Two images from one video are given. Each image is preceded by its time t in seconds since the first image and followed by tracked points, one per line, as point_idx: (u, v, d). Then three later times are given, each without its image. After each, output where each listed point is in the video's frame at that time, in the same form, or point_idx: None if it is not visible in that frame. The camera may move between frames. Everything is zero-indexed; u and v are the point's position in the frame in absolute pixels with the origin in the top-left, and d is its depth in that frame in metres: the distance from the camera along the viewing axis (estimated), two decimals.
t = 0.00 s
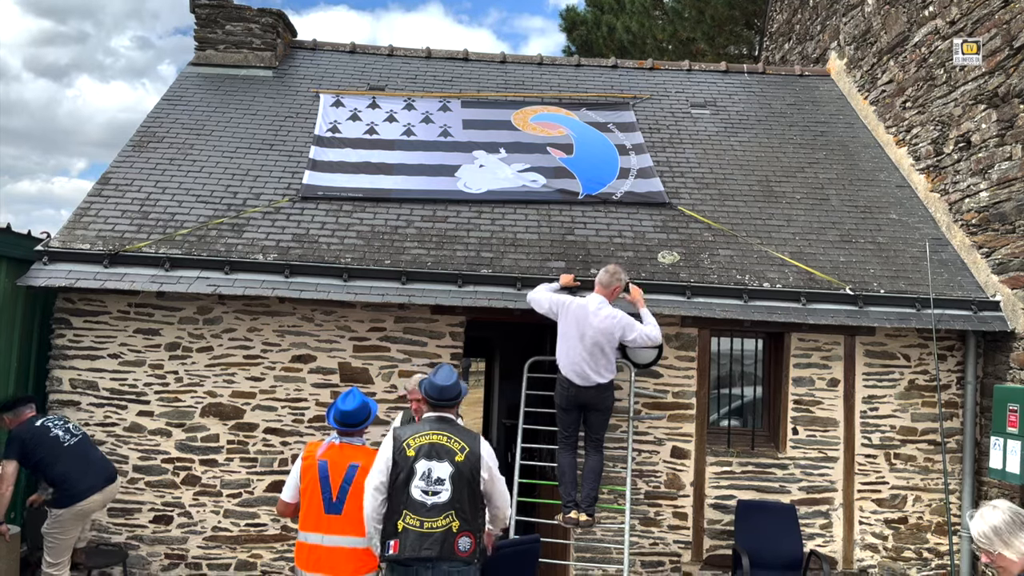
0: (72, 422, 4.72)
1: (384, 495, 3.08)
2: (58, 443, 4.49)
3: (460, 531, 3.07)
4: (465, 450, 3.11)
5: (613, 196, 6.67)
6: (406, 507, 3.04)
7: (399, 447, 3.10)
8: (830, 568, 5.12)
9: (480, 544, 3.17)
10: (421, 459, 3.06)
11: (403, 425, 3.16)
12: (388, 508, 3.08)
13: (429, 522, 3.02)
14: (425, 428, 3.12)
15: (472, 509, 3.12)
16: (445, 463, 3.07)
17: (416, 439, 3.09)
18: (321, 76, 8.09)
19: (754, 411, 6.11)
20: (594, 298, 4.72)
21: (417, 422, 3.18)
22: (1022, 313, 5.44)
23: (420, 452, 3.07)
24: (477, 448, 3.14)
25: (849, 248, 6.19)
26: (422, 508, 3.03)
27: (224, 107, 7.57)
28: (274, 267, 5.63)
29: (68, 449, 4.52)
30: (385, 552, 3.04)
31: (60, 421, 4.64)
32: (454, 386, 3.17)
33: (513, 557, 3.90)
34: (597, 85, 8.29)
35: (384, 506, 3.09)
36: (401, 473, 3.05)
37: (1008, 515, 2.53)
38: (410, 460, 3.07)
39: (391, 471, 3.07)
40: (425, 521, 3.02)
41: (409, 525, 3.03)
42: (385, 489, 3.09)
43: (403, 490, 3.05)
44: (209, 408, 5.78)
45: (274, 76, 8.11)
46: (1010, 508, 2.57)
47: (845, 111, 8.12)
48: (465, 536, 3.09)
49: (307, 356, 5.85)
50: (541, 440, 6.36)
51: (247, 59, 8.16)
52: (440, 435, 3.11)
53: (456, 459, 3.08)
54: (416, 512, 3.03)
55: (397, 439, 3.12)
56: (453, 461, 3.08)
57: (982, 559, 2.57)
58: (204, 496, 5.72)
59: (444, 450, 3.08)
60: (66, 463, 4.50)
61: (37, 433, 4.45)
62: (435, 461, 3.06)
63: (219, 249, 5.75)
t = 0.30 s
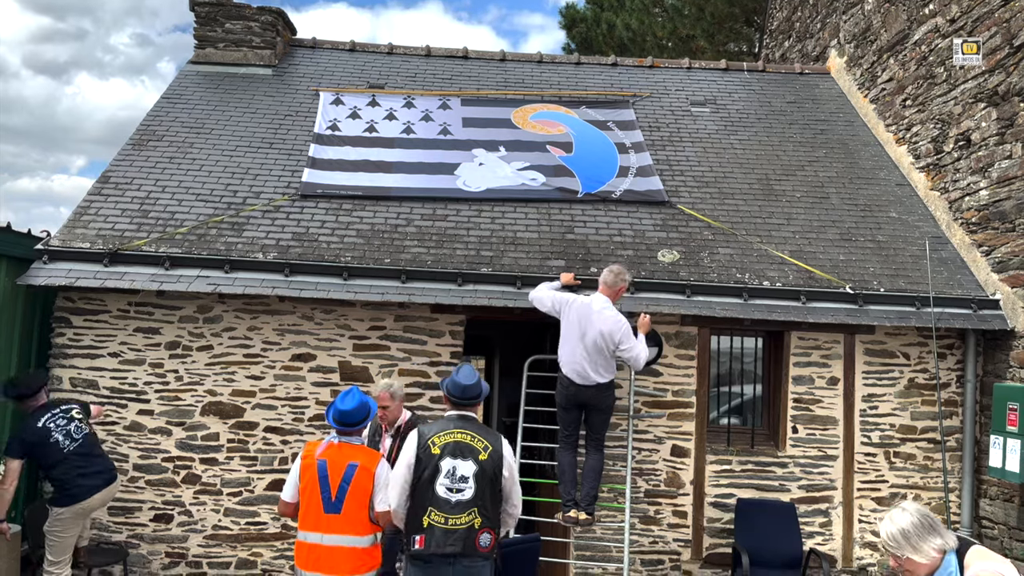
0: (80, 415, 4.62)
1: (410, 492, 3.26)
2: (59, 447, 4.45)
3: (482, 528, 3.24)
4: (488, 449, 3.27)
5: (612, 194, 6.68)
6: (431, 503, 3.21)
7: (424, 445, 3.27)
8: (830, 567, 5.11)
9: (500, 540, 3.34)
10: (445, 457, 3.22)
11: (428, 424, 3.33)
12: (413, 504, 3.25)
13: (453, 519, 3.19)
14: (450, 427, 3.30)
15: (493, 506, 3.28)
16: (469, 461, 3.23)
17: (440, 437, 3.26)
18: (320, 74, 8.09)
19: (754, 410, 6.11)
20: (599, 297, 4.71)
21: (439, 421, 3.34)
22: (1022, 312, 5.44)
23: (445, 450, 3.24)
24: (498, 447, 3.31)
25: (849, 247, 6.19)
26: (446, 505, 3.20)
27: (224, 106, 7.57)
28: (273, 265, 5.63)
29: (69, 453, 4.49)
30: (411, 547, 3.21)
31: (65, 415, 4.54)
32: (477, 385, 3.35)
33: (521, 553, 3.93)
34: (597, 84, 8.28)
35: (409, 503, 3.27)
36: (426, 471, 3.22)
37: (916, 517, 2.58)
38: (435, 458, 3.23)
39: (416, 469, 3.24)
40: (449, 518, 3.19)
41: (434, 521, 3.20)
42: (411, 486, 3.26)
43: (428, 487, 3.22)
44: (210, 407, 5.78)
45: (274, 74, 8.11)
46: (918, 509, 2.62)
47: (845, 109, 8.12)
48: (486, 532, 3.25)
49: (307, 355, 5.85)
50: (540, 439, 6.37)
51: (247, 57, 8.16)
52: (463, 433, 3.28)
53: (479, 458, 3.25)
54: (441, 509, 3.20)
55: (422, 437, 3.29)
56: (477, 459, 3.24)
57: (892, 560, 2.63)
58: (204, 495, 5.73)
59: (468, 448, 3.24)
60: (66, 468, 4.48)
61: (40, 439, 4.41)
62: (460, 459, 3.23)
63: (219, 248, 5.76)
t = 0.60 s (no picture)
0: (91, 418, 4.52)
1: (416, 491, 3.27)
2: (59, 449, 4.40)
3: (488, 524, 3.32)
4: (491, 446, 3.33)
5: (612, 193, 6.67)
6: (439, 501, 3.24)
7: (429, 444, 3.28)
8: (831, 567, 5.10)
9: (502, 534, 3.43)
10: (452, 456, 3.26)
11: (430, 423, 3.35)
12: (419, 503, 3.27)
13: (462, 516, 3.25)
14: (454, 426, 3.33)
15: (497, 502, 3.37)
16: (474, 459, 3.29)
17: (445, 437, 3.29)
18: (320, 74, 8.08)
19: (755, 409, 6.11)
20: (603, 297, 4.71)
21: (440, 421, 3.36)
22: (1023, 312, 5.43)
23: (451, 449, 3.27)
24: (499, 445, 3.37)
25: (849, 246, 6.19)
26: (454, 502, 3.25)
27: (224, 106, 7.57)
28: (274, 266, 5.63)
29: (69, 456, 4.43)
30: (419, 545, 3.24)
31: (75, 417, 4.46)
32: (476, 385, 3.38)
33: (532, 554, 3.99)
34: (597, 83, 8.28)
35: (415, 501, 3.28)
36: (434, 470, 3.25)
37: (801, 515, 2.52)
38: (441, 458, 3.26)
39: (422, 468, 3.25)
40: (457, 515, 3.25)
41: (443, 519, 3.24)
42: (417, 485, 3.27)
43: (436, 486, 3.25)
44: (210, 408, 5.78)
45: (274, 74, 8.10)
46: (805, 507, 2.56)
47: (846, 108, 8.11)
48: (491, 528, 3.34)
49: (307, 355, 5.85)
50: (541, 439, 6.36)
51: (246, 57, 8.15)
52: (468, 432, 3.32)
53: (484, 456, 3.31)
54: (449, 506, 3.24)
55: (426, 437, 3.30)
56: (481, 457, 3.30)
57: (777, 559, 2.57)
58: (204, 496, 5.72)
59: (472, 447, 3.29)
60: (67, 471, 4.44)
61: (42, 438, 4.38)
62: (465, 458, 3.28)
63: (219, 249, 5.75)
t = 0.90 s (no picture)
0: (104, 374, 4.65)
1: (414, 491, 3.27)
2: (67, 398, 4.51)
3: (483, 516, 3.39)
4: (482, 442, 3.39)
5: (612, 193, 6.68)
6: (438, 499, 3.27)
7: (424, 444, 3.29)
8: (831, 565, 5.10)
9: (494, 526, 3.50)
10: (447, 453, 3.30)
11: (423, 423, 3.37)
12: (417, 502, 3.28)
13: (460, 511, 3.30)
14: (446, 425, 3.36)
15: (491, 495, 3.43)
16: (468, 456, 3.33)
17: (439, 436, 3.32)
18: (320, 74, 8.08)
19: (755, 408, 6.12)
20: (606, 296, 4.70)
21: (432, 422, 3.38)
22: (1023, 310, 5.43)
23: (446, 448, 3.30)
24: (490, 439, 3.43)
25: (849, 245, 6.19)
26: (453, 498, 3.29)
27: (223, 106, 7.57)
28: (274, 266, 5.63)
29: (76, 408, 4.54)
30: (420, 544, 3.25)
31: (89, 371, 4.59)
32: (462, 385, 3.40)
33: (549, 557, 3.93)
34: (597, 82, 8.28)
35: (413, 500, 3.29)
36: (431, 469, 3.27)
37: (680, 526, 2.56)
38: (437, 456, 3.29)
39: (418, 467, 3.27)
40: (456, 510, 3.29)
41: (442, 515, 3.27)
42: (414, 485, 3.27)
43: (434, 484, 3.27)
44: (211, 408, 5.79)
45: (273, 74, 8.10)
46: (686, 518, 2.59)
47: (845, 107, 8.11)
48: (486, 519, 3.41)
49: (308, 355, 5.85)
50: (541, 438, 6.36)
51: (246, 57, 8.15)
52: (461, 429, 3.36)
53: (476, 451, 3.36)
54: (448, 503, 3.28)
55: (420, 436, 3.33)
56: (474, 453, 3.35)
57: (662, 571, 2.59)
58: (205, 496, 5.73)
59: (466, 443, 3.34)
60: (74, 421, 4.55)
61: (55, 382, 4.51)
62: (460, 455, 3.32)
63: (220, 249, 5.76)
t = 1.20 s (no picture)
0: (118, 353, 4.85)
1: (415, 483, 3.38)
2: (85, 377, 4.66)
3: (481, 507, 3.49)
4: (478, 435, 3.49)
5: (612, 191, 6.68)
6: (438, 490, 3.37)
7: (423, 438, 3.41)
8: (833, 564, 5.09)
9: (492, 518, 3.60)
10: (445, 446, 3.40)
11: (422, 418, 3.49)
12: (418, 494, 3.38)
13: (459, 502, 3.39)
14: (444, 419, 3.47)
15: (488, 487, 3.53)
16: (465, 449, 3.43)
17: (437, 430, 3.43)
18: (319, 74, 8.08)
19: (756, 407, 6.12)
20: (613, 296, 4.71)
21: (430, 416, 3.49)
22: None
23: (444, 441, 3.41)
24: (486, 433, 3.53)
25: (850, 243, 6.19)
26: (452, 489, 3.39)
27: (223, 106, 7.56)
28: (274, 266, 5.63)
29: (91, 386, 4.70)
30: (421, 534, 3.35)
31: (104, 351, 4.77)
32: (456, 380, 3.53)
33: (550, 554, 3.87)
34: (597, 81, 8.28)
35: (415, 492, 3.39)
36: (430, 461, 3.37)
37: (545, 517, 2.54)
38: (436, 450, 3.40)
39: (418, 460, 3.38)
40: (455, 501, 3.39)
41: (442, 506, 3.37)
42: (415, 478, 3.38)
43: (433, 476, 3.37)
44: (211, 408, 5.78)
45: (273, 74, 8.10)
46: (553, 510, 2.56)
47: (846, 106, 8.11)
48: (484, 510, 3.51)
49: (308, 355, 5.85)
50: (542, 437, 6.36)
51: (246, 57, 8.15)
52: (457, 424, 3.46)
53: (473, 444, 3.46)
54: (447, 494, 3.38)
55: (419, 430, 3.44)
56: (471, 446, 3.46)
57: (526, 563, 2.57)
58: (206, 496, 5.72)
59: (463, 437, 3.44)
60: (90, 399, 4.71)
61: (73, 362, 4.63)
62: (457, 448, 3.42)
63: (220, 249, 5.75)
